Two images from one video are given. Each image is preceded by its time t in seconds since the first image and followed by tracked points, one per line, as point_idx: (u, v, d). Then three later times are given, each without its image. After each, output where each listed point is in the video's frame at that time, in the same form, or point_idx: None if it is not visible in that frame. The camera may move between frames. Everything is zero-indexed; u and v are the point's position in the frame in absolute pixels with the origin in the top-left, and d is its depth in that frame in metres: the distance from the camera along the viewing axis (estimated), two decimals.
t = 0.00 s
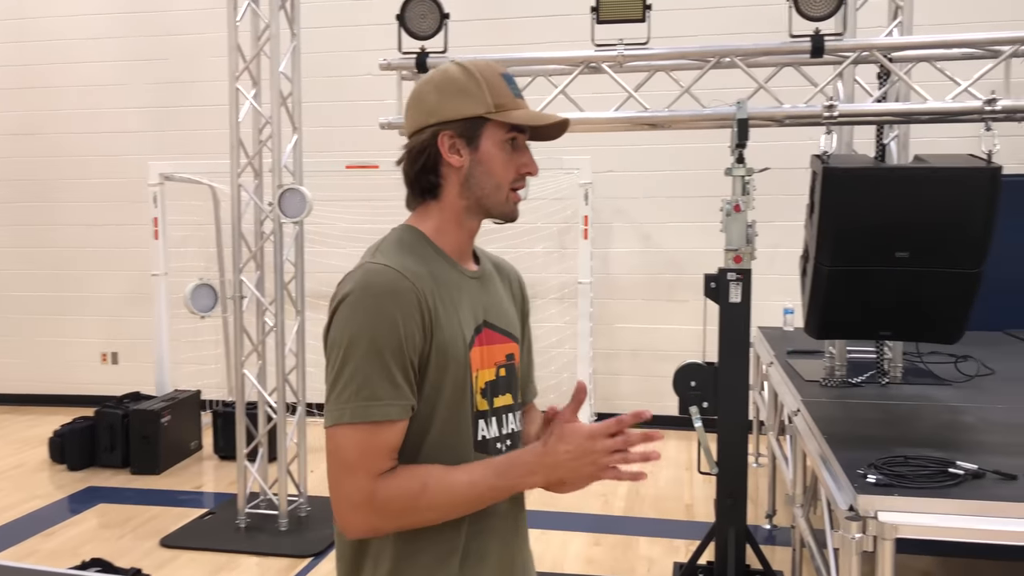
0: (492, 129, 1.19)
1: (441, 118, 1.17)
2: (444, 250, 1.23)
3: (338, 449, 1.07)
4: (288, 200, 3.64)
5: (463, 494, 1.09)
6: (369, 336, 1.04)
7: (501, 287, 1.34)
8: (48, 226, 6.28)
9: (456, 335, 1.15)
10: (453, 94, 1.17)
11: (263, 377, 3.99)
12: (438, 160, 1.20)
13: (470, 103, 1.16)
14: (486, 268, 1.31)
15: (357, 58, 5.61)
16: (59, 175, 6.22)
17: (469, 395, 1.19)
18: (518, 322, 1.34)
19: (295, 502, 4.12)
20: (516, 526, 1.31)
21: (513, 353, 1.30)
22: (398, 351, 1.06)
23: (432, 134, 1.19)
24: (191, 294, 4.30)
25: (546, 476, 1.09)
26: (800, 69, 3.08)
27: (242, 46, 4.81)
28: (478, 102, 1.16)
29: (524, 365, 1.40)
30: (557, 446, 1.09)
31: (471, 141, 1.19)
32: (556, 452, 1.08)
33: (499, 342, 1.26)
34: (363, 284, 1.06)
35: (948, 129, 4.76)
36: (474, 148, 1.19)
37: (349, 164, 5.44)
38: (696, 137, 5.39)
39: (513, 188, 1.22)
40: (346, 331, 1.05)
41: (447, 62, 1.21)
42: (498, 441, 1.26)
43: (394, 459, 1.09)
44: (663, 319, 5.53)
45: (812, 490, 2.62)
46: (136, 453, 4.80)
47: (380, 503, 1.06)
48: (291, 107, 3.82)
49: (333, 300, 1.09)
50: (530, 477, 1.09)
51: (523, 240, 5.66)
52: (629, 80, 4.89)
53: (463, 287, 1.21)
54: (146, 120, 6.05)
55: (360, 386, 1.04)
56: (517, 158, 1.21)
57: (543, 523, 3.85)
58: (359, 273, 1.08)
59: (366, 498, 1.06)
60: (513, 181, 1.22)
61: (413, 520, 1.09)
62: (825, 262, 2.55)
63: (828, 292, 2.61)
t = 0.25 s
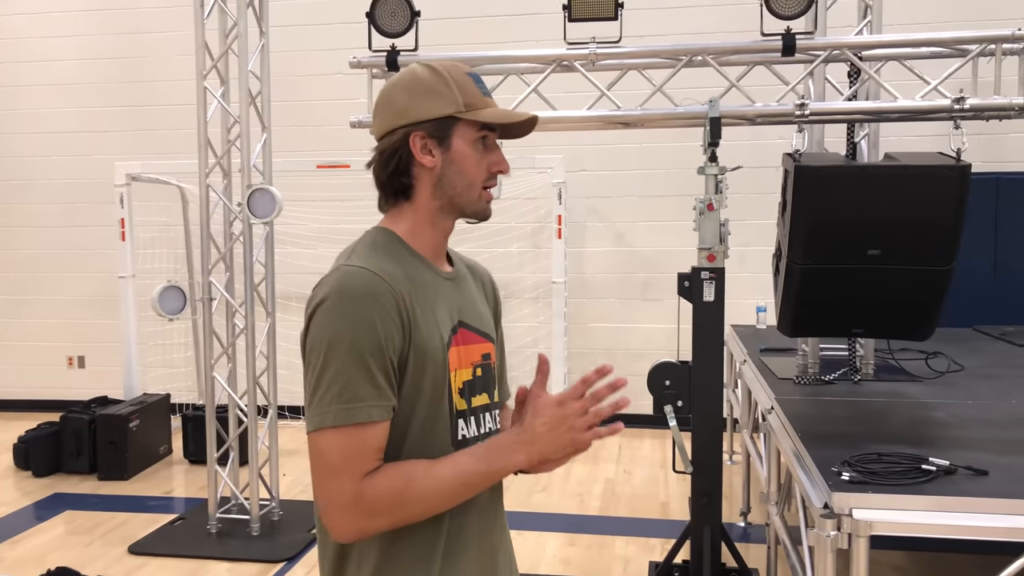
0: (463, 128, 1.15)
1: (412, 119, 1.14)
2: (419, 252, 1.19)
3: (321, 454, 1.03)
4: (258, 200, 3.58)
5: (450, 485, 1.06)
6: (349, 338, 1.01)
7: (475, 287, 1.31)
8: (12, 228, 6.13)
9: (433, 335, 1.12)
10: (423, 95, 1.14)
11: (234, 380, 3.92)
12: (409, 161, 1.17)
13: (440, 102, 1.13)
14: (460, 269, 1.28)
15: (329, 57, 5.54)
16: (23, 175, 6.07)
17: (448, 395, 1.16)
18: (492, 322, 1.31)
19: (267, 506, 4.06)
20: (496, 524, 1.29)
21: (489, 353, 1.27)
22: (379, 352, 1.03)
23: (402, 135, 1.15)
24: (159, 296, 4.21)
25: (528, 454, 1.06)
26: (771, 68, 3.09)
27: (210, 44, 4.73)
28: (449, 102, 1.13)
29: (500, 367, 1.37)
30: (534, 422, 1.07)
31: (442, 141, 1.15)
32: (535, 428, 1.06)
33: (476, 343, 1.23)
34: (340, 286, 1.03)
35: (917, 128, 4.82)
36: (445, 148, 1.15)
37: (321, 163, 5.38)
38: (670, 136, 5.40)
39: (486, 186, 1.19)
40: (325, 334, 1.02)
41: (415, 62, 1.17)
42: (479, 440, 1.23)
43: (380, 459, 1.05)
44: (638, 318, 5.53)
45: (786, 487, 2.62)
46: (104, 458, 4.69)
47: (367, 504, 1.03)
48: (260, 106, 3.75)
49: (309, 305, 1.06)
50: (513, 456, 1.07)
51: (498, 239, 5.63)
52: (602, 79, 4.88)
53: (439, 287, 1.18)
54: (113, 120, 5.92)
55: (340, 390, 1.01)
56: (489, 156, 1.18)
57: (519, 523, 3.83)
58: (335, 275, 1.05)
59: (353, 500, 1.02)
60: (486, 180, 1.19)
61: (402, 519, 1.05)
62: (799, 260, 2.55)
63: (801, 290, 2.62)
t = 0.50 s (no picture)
0: (446, 124, 1.14)
1: (393, 117, 1.12)
2: (407, 251, 1.17)
3: (301, 453, 1.02)
4: (241, 197, 3.54)
5: (429, 479, 1.04)
6: (325, 337, 1.00)
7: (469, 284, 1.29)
8: None
9: (417, 333, 1.10)
10: (404, 93, 1.12)
11: (218, 379, 3.88)
12: (392, 159, 1.15)
13: (422, 100, 1.11)
14: (452, 266, 1.26)
15: (312, 53, 5.49)
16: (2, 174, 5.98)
17: (433, 394, 1.14)
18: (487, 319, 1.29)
19: (253, 506, 4.03)
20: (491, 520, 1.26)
21: (481, 350, 1.25)
22: (356, 350, 1.01)
23: (384, 134, 1.14)
24: (141, 295, 4.17)
25: (504, 439, 1.05)
26: (756, 64, 3.09)
27: (191, 40, 4.68)
28: (430, 99, 1.11)
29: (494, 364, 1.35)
30: (506, 407, 1.05)
31: (425, 138, 1.14)
32: (507, 411, 1.05)
33: (466, 340, 1.21)
34: (317, 285, 1.01)
35: (900, 124, 4.85)
36: (428, 145, 1.14)
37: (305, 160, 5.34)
38: (655, 133, 5.41)
39: (472, 182, 1.17)
40: (303, 334, 1.01)
41: (396, 61, 1.16)
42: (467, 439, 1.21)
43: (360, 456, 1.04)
44: (624, 314, 5.54)
45: (773, 483, 2.62)
46: (87, 459, 4.63)
47: (346, 501, 1.01)
48: (242, 103, 3.71)
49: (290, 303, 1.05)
50: (490, 445, 1.06)
51: (483, 237, 5.62)
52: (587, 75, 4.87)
53: (424, 285, 1.16)
54: (93, 117, 5.85)
55: (318, 389, 1.00)
56: (473, 152, 1.17)
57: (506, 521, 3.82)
58: (314, 274, 1.03)
59: (333, 498, 1.01)
60: (472, 175, 1.18)
61: (382, 515, 1.04)
62: (784, 256, 2.56)
63: (787, 286, 2.62)
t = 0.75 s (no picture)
0: (438, 123, 1.13)
1: (386, 117, 1.13)
2: (402, 250, 1.17)
3: (278, 452, 1.02)
4: (235, 196, 3.53)
5: (407, 481, 1.04)
6: (303, 337, 1.00)
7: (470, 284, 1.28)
8: None
9: (403, 334, 1.10)
10: (397, 93, 1.12)
11: (213, 378, 3.87)
12: (385, 159, 1.16)
13: (414, 100, 1.11)
14: (452, 265, 1.25)
15: (307, 52, 5.48)
16: None
17: (422, 393, 1.13)
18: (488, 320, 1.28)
19: (248, 506, 4.02)
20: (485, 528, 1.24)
21: (478, 351, 1.24)
22: (335, 350, 1.01)
23: (378, 134, 1.14)
24: (135, 295, 4.16)
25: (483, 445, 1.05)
26: (751, 63, 3.10)
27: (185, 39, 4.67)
28: (422, 98, 1.11)
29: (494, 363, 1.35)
30: (489, 413, 1.05)
31: (417, 137, 1.13)
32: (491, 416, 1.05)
33: (462, 341, 1.21)
34: (300, 284, 1.02)
35: (894, 123, 4.86)
36: (421, 145, 1.13)
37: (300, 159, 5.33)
38: (650, 131, 5.41)
39: (466, 181, 1.17)
40: (284, 333, 1.02)
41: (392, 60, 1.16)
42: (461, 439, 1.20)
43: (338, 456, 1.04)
44: (620, 313, 5.54)
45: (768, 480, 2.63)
46: (81, 459, 4.62)
47: (320, 501, 1.01)
48: (236, 102, 3.69)
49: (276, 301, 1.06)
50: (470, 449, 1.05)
51: (478, 236, 5.61)
52: (582, 74, 4.88)
53: (417, 284, 1.15)
54: (85, 116, 5.82)
55: (297, 388, 1.00)
56: (468, 152, 1.16)
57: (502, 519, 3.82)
58: (299, 274, 1.04)
59: (308, 498, 1.01)
60: (466, 174, 1.17)
61: (357, 515, 1.04)
62: (780, 254, 2.57)
63: (782, 285, 2.63)
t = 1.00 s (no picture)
0: (412, 120, 1.13)
1: (364, 114, 1.15)
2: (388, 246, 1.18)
3: (257, 448, 1.03)
4: (235, 195, 3.53)
5: (383, 495, 1.03)
6: (284, 335, 1.02)
7: (470, 285, 1.28)
8: None
9: (389, 335, 1.10)
10: (376, 91, 1.14)
11: (213, 377, 3.87)
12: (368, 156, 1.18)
13: (385, 98, 1.12)
14: (449, 265, 1.25)
15: (306, 50, 5.48)
16: None
17: (414, 394, 1.14)
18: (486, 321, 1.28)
19: (248, 504, 4.02)
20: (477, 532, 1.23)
21: (475, 351, 1.24)
22: (316, 349, 1.02)
23: (361, 131, 1.17)
24: (135, 293, 4.16)
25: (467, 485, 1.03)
26: (750, 62, 3.10)
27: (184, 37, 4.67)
28: (392, 95, 1.12)
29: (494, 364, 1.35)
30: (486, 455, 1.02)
31: (392, 135, 1.14)
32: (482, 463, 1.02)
33: (456, 341, 1.21)
34: (285, 284, 1.05)
35: (893, 121, 4.87)
36: (396, 142, 1.14)
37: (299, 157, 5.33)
38: (650, 130, 5.42)
39: (443, 179, 1.14)
40: (269, 330, 1.04)
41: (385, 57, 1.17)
42: (455, 439, 1.20)
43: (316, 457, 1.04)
44: (619, 311, 5.55)
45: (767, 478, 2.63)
46: (81, 458, 4.62)
47: (291, 500, 1.01)
48: (236, 100, 3.69)
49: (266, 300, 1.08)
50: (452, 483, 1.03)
51: (478, 234, 5.61)
52: (581, 73, 4.88)
53: (408, 284, 1.16)
54: (85, 115, 5.82)
55: (278, 385, 1.01)
56: (445, 149, 1.14)
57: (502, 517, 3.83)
58: (287, 273, 1.06)
59: (279, 496, 1.02)
60: (444, 173, 1.14)
61: (326, 521, 1.03)
62: (779, 252, 2.57)
63: (780, 283, 2.64)
